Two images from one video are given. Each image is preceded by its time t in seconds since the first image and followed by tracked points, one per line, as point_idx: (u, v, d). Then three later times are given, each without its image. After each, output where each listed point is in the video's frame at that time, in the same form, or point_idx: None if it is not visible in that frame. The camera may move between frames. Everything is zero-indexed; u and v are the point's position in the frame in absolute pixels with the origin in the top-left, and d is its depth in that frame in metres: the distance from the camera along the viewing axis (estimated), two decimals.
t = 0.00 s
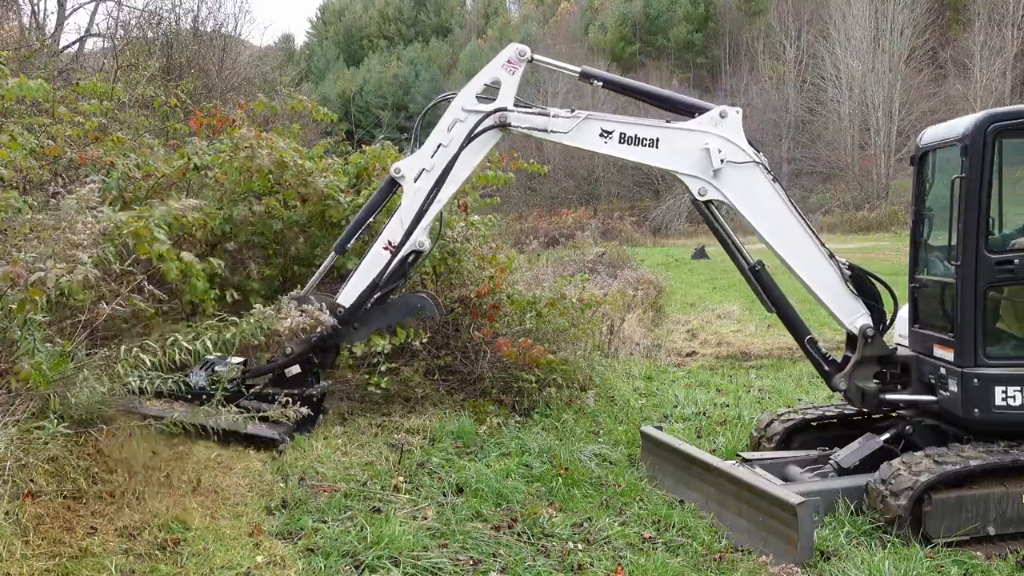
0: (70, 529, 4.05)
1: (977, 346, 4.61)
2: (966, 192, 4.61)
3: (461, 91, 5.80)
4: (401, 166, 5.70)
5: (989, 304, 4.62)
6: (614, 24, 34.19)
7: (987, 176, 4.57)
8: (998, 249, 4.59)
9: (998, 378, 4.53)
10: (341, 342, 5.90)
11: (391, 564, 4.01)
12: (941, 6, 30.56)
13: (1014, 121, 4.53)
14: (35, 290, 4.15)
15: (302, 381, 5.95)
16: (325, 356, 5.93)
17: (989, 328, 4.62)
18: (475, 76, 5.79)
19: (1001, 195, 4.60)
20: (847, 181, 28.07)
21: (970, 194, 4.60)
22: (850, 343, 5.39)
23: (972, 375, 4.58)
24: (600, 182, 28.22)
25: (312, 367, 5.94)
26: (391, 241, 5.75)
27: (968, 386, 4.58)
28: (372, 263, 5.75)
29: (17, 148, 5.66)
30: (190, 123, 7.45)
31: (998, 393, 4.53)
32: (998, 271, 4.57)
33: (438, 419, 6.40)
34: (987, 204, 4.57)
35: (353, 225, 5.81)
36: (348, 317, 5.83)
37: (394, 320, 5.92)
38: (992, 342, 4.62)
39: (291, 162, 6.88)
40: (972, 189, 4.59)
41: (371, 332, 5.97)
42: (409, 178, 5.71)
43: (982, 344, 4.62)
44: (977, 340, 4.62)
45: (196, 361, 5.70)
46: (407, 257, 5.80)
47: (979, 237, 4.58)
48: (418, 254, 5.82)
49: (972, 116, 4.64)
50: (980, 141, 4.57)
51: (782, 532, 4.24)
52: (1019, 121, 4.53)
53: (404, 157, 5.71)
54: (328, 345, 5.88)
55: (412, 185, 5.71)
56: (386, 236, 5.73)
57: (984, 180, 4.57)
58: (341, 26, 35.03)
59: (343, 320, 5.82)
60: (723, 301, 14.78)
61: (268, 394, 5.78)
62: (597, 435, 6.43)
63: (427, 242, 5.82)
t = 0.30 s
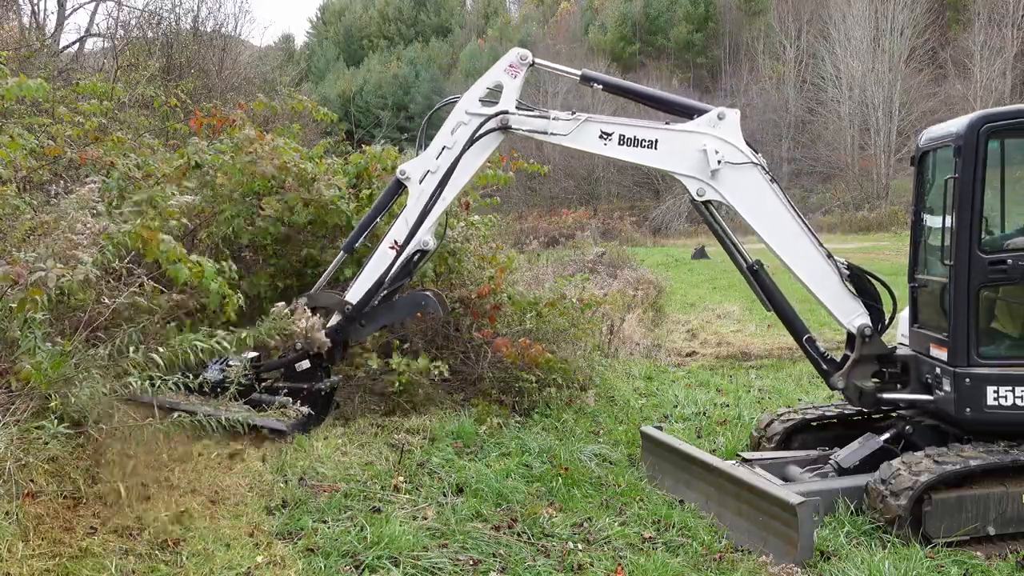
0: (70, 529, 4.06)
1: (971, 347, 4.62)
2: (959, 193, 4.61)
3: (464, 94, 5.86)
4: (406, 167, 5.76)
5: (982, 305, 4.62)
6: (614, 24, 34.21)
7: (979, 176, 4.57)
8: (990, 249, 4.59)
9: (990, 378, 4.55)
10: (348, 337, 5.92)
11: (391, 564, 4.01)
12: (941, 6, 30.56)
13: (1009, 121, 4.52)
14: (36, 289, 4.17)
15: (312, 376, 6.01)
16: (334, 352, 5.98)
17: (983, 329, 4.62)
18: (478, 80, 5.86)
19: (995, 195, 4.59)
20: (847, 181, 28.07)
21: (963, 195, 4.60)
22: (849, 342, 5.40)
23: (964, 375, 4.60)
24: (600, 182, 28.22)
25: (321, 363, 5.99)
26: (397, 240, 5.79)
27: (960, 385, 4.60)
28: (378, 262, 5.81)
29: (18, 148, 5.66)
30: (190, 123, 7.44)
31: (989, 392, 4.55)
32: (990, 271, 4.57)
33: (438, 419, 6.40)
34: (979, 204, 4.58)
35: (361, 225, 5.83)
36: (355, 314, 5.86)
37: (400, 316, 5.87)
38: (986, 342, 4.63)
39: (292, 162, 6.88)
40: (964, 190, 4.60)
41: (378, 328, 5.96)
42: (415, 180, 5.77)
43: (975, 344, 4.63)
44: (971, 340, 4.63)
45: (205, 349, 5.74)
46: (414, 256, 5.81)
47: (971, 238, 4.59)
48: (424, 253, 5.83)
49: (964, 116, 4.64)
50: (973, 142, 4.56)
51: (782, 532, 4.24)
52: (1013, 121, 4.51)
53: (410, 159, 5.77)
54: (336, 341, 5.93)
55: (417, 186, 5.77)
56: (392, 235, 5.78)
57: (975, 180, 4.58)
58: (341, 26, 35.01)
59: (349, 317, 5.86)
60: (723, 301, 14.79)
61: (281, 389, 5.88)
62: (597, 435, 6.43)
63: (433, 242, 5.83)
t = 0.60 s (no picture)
0: (70, 529, 4.05)
1: (964, 347, 4.62)
2: (953, 192, 4.61)
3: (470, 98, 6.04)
4: (413, 169, 5.96)
5: (976, 305, 4.62)
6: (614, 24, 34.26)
7: (973, 177, 4.57)
8: (983, 249, 4.59)
9: (982, 378, 4.54)
10: (356, 333, 6.18)
11: (391, 564, 4.01)
12: (941, 6, 30.55)
13: (1004, 121, 4.52)
14: (36, 290, 4.20)
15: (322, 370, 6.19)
16: (343, 349, 6.20)
17: (977, 329, 4.62)
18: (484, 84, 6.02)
19: (990, 196, 4.59)
20: (847, 181, 28.06)
21: (956, 195, 4.60)
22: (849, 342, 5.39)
23: (956, 375, 4.60)
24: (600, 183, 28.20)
25: (331, 357, 6.20)
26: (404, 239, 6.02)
27: (952, 384, 4.60)
28: (385, 261, 6.05)
29: (18, 149, 5.66)
30: (190, 123, 7.44)
31: (981, 392, 4.54)
32: (984, 271, 4.57)
33: (438, 419, 6.39)
34: (973, 205, 4.57)
35: (370, 225, 6.12)
36: (362, 311, 6.13)
37: (405, 313, 6.17)
38: (980, 342, 4.62)
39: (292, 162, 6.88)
40: (957, 191, 4.60)
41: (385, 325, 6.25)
42: (421, 181, 5.97)
43: (969, 344, 4.62)
44: (964, 340, 4.62)
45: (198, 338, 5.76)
46: (420, 255, 6.04)
47: (965, 238, 4.59)
48: (430, 251, 6.04)
49: (961, 116, 4.64)
50: (967, 143, 4.56)
51: (782, 532, 4.24)
52: (1009, 121, 4.51)
53: (417, 161, 5.97)
54: (346, 337, 6.17)
55: (423, 187, 5.96)
56: (399, 234, 6.01)
57: (969, 181, 4.57)
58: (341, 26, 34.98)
59: (356, 313, 6.12)
60: (723, 301, 14.78)
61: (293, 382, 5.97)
62: (597, 435, 6.43)
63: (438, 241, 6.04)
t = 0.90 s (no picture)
0: (70, 529, 4.05)
1: (958, 346, 4.62)
2: (947, 191, 4.61)
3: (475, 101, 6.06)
4: (419, 171, 6.00)
5: (971, 305, 4.61)
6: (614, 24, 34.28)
7: (967, 175, 4.58)
8: (977, 248, 4.58)
9: (974, 377, 4.55)
10: (365, 331, 6.18)
11: (391, 564, 4.01)
12: (941, 6, 30.55)
13: (1003, 121, 4.50)
14: (34, 291, 4.12)
15: (332, 366, 6.25)
16: (354, 346, 6.24)
17: (970, 328, 4.61)
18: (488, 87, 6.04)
19: (987, 195, 4.58)
20: (847, 181, 28.06)
21: (950, 193, 4.61)
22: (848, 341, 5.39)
23: (948, 373, 4.61)
24: (600, 183, 28.20)
25: (342, 353, 6.24)
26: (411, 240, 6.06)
27: (944, 383, 4.61)
28: (392, 261, 6.08)
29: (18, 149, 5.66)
30: (190, 123, 7.44)
31: (973, 392, 4.55)
32: (977, 271, 4.56)
33: (438, 419, 6.39)
34: (967, 203, 4.58)
35: (378, 226, 6.17)
36: (371, 308, 6.12)
37: (411, 311, 6.16)
38: (974, 341, 4.62)
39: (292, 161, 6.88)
40: (951, 190, 4.61)
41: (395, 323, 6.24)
42: (427, 182, 6.01)
43: (962, 343, 4.62)
44: (957, 340, 4.62)
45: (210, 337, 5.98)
46: (427, 255, 6.07)
47: (958, 237, 4.59)
48: (436, 251, 6.08)
49: (955, 116, 4.65)
50: (961, 141, 4.57)
51: (782, 532, 4.24)
52: (1007, 121, 4.49)
53: (423, 162, 6.01)
54: (355, 334, 6.18)
55: (429, 189, 6.01)
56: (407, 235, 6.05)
57: (962, 179, 4.58)
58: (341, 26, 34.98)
59: (365, 309, 6.13)
60: (723, 301, 14.78)
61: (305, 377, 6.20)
62: (597, 435, 6.43)
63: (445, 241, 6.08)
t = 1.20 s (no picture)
0: (70, 529, 4.05)
1: (951, 346, 4.62)
2: (941, 190, 4.62)
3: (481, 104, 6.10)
4: (427, 172, 6.06)
5: (964, 305, 4.61)
6: (614, 24, 34.28)
7: (961, 174, 4.58)
8: (970, 248, 4.58)
9: (968, 377, 4.55)
10: (374, 328, 6.25)
11: (391, 564, 4.01)
12: (941, 6, 30.54)
13: (1000, 121, 4.50)
14: (34, 291, 4.09)
15: (343, 362, 6.36)
16: (364, 342, 6.33)
17: (963, 327, 4.62)
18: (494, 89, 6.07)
19: (984, 194, 4.58)
20: (847, 181, 28.04)
21: (945, 193, 4.61)
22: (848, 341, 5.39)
23: (941, 373, 4.62)
24: (600, 183, 28.20)
25: (352, 349, 6.33)
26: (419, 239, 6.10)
27: (938, 383, 4.62)
28: (401, 260, 6.13)
29: (18, 149, 5.66)
30: (190, 123, 7.44)
31: (966, 391, 4.55)
32: (971, 271, 4.56)
33: (438, 419, 6.39)
34: (961, 203, 4.58)
35: (388, 226, 6.26)
36: (379, 306, 6.20)
37: (417, 310, 6.19)
38: (966, 341, 4.61)
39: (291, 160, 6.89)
40: (946, 189, 4.61)
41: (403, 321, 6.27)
42: (435, 183, 6.06)
43: (956, 344, 4.62)
44: (951, 340, 4.62)
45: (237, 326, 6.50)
46: (435, 254, 6.10)
47: (952, 236, 4.59)
48: (444, 251, 6.11)
49: (949, 117, 4.66)
50: (956, 140, 4.57)
51: (782, 532, 4.25)
52: (1005, 121, 4.49)
53: (430, 164, 6.07)
54: (365, 331, 6.27)
55: (437, 189, 6.06)
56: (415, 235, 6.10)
57: (956, 179, 4.59)
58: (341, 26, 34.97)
59: (373, 307, 6.21)
60: (723, 300, 14.78)
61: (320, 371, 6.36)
62: (597, 435, 6.43)
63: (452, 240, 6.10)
